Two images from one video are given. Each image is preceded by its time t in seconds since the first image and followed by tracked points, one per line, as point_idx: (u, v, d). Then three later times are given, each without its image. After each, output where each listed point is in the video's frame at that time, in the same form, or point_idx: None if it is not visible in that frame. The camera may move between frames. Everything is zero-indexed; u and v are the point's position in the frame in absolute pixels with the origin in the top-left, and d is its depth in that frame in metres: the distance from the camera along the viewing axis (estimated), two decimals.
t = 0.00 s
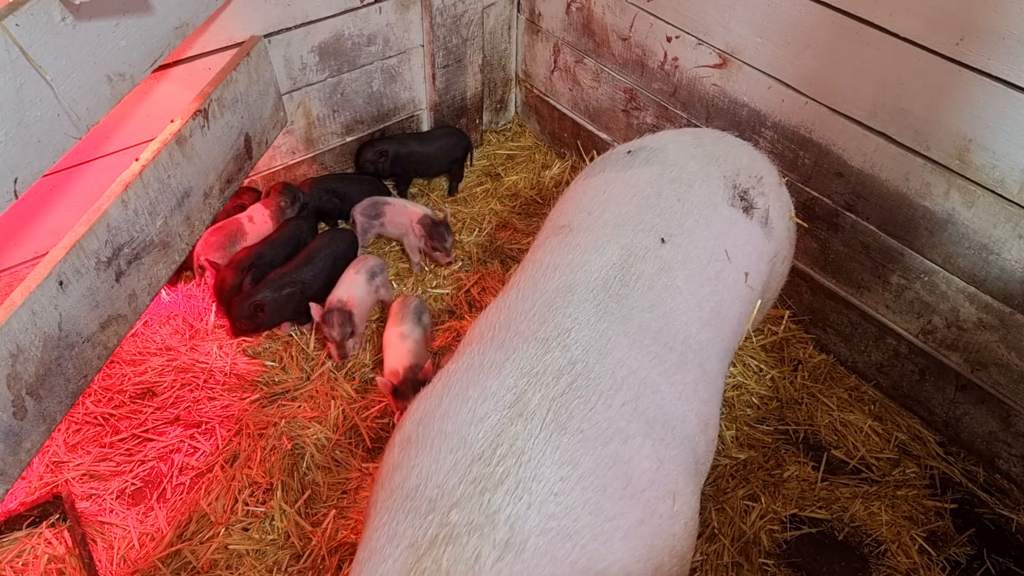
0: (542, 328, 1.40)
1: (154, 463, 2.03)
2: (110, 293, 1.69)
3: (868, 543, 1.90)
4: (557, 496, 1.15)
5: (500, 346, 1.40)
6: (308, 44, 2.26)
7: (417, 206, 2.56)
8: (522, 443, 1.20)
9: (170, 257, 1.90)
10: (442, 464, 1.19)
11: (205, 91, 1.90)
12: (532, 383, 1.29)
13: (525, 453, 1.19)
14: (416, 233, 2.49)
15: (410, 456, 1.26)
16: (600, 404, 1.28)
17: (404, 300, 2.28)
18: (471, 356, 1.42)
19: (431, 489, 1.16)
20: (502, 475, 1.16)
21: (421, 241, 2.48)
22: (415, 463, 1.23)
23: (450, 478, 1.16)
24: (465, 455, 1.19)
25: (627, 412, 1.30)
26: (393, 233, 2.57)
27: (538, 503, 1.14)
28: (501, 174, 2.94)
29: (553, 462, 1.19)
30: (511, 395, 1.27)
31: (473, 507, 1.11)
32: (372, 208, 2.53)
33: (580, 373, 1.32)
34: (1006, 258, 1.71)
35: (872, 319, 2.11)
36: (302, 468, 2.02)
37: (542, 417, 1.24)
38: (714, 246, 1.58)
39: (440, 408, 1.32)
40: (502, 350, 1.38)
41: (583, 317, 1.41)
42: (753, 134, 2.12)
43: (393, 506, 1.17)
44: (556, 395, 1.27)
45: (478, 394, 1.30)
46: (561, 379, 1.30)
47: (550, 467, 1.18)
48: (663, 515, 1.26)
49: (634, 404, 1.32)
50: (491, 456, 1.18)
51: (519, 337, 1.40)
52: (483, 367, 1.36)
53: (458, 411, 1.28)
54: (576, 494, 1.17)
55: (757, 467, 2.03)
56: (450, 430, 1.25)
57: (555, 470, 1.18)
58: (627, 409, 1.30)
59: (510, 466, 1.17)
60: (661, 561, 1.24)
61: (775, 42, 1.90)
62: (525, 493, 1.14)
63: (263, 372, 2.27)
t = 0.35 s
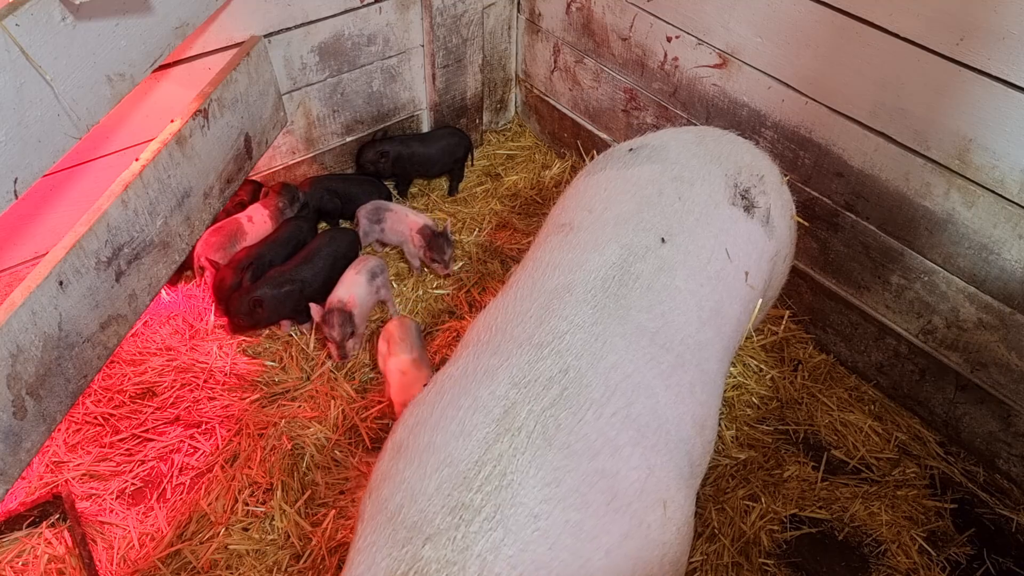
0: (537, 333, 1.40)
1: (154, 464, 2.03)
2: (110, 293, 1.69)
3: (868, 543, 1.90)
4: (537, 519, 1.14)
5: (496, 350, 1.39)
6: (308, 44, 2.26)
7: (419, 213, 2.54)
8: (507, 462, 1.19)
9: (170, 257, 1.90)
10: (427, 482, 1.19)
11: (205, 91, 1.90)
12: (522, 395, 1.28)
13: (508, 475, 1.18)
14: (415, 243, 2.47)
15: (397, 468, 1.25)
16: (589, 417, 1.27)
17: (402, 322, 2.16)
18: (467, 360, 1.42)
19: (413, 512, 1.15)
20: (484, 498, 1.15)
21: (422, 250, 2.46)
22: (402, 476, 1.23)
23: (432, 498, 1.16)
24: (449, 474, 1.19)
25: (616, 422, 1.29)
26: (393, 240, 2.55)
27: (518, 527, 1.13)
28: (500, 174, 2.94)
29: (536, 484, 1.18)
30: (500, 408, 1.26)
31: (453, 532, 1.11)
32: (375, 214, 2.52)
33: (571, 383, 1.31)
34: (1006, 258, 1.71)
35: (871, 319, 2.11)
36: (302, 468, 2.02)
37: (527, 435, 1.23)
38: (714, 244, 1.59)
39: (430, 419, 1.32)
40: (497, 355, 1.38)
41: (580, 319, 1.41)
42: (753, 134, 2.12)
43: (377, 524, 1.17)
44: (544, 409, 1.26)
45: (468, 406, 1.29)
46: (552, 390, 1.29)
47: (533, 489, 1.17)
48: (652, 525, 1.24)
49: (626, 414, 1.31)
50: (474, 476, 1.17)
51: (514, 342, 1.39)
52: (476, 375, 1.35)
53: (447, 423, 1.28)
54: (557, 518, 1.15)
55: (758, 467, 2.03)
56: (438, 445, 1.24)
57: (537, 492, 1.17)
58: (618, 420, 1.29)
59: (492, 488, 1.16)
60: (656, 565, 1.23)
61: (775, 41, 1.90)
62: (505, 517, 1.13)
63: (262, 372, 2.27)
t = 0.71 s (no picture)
0: (525, 323, 1.40)
1: (154, 464, 2.03)
2: (110, 293, 1.69)
3: (868, 543, 1.90)
4: (530, 470, 1.18)
5: (484, 340, 1.40)
6: (308, 44, 2.26)
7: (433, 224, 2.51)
8: (498, 423, 1.22)
9: (170, 257, 1.90)
10: (420, 442, 1.23)
11: (205, 91, 1.90)
12: (510, 372, 1.30)
13: (500, 430, 1.21)
14: (426, 252, 2.44)
15: (391, 439, 1.29)
16: (578, 389, 1.30)
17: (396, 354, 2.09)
18: (457, 350, 1.44)
19: (410, 464, 1.20)
20: (478, 450, 1.19)
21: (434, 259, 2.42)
22: (394, 442, 1.27)
23: (427, 454, 1.21)
24: (442, 433, 1.23)
25: (606, 403, 1.30)
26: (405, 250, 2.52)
27: (512, 474, 1.17)
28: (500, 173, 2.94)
29: (527, 440, 1.21)
30: (489, 380, 1.29)
31: (448, 476, 1.16)
32: (389, 223, 2.49)
33: (560, 364, 1.32)
34: (1006, 258, 1.71)
35: (871, 319, 2.11)
36: (302, 468, 2.02)
37: (517, 400, 1.26)
38: (709, 248, 1.59)
39: (421, 396, 1.35)
40: (486, 343, 1.39)
41: (570, 317, 1.41)
42: (753, 134, 2.12)
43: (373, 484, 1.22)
44: (531, 382, 1.29)
45: (458, 379, 1.32)
46: (540, 369, 1.31)
47: (525, 443, 1.20)
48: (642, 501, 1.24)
49: (614, 396, 1.32)
50: (465, 432, 1.21)
51: (502, 331, 1.40)
52: (465, 361, 1.37)
53: (438, 395, 1.31)
54: (550, 470, 1.18)
55: (758, 467, 2.03)
56: (429, 414, 1.28)
57: (529, 446, 1.20)
58: (605, 399, 1.30)
59: (485, 441, 1.20)
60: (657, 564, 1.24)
61: (776, 41, 1.90)
62: (500, 466, 1.17)
63: (262, 371, 2.27)
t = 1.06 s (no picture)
0: (514, 322, 1.40)
1: (153, 463, 2.03)
2: (110, 293, 1.69)
3: (868, 543, 1.90)
4: (540, 471, 1.19)
5: (472, 342, 1.40)
6: (308, 44, 2.26)
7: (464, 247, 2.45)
8: (498, 427, 1.22)
9: (170, 257, 1.89)
10: (422, 455, 1.22)
11: (205, 91, 1.90)
12: (502, 372, 1.30)
13: (503, 434, 1.21)
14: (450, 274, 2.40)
15: (386, 455, 1.27)
16: (573, 386, 1.30)
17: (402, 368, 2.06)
18: (446, 353, 1.43)
19: (416, 480, 1.19)
20: (484, 456, 1.19)
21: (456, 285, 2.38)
22: (392, 458, 1.25)
23: (432, 467, 1.20)
24: (443, 444, 1.22)
25: (603, 397, 1.31)
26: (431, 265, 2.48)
27: (523, 477, 1.18)
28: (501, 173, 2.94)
29: (530, 442, 1.21)
30: (482, 384, 1.29)
31: (461, 488, 1.16)
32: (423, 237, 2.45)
33: (552, 361, 1.32)
34: (1006, 258, 1.71)
35: (871, 319, 2.11)
36: (302, 468, 2.02)
37: (514, 401, 1.26)
38: (693, 241, 1.59)
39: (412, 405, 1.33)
40: (475, 345, 1.38)
41: (555, 312, 1.41)
42: (753, 134, 2.12)
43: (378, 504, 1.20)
44: (527, 381, 1.29)
45: (450, 386, 1.31)
46: (533, 368, 1.31)
47: (529, 445, 1.21)
48: (646, 490, 1.26)
49: (609, 389, 1.32)
50: (469, 442, 1.21)
51: (491, 332, 1.40)
52: (455, 364, 1.36)
53: (432, 405, 1.29)
54: (558, 469, 1.20)
55: (758, 467, 2.03)
56: (425, 425, 1.26)
57: (534, 446, 1.21)
58: (601, 393, 1.31)
59: (489, 447, 1.20)
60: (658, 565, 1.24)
61: (775, 41, 1.90)
62: (509, 468, 1.18)
63: (263, 372, 2.27)
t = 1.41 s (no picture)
0: (523, 337, 1.39)
1: (154, 463, 2.03)
2: (110, 293, 1.69)
3: (867, 543, 1.90)
4: (560, 505, 1.16)
5: (480, 359, 1.38)
6: (308, 44, 2.26)
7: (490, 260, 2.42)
8: (517, 458, 1.20)
9: (170, 257, 1.89)
10: (439, 490, 1.18)
11: (205, 91, 1.90)
12: (515, 396, 1.28)
13: (522, 466, 1.19)
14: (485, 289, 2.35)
15: (398, 487, 1.23)
16: (587, 409, 1.28)
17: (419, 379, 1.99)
18: (452, 370, 1.40)
19: (434, 517, 1.15)
20: (505, 492, 1.16)
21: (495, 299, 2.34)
22: (405, 490, 1.21)
23: (452, 504, 1.16)
24: (461, 478, 1.19)
25: (616, 417, 1.30)
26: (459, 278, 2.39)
27: (545, 513, 1.15)
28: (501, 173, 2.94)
29: (549, 473, 1.19)
30: (497, 411, 1.26)
31: (482, 529, 1.12)
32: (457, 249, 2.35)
33: (566, 381, 1.31)
34: (1006, 258, 1.71)
35: (871, 319, 2.11)
36: (302, 467, 2.02)
37: (531, 429, 1.24)
38: (692, 248, 1.59)
39: (422, 429, 1.30)
40: (483, 363, 1.36)
41: (561, 324, 1.41)
42: (753, 135, 2.12)
43: (392, 541, 1.15)
44: (542, 406, 1.27)
45: (464, 411, 1.28)
46: (548, 391, 1.29)
47: (549, 477, 1.18)
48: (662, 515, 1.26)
49: (622, 409, 1.31)
50: (486, 475, 1.18)
51: (500, 348, 1.39)
52: (465, 383, 1.34)
53: (444, 433, 1.26)
54: (578, 502, 1.17)
55: (758, 467, 2.03)
56: (440, 454, 1.23)
57: (553, 480, 1.18)
58: (615, 415, 1.30)
59: (509, 481, 1.17)
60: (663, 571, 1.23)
61: (775, 41, 1.90)
62: (530, 505, 1.15)
63: (263, 374, 2.26)
